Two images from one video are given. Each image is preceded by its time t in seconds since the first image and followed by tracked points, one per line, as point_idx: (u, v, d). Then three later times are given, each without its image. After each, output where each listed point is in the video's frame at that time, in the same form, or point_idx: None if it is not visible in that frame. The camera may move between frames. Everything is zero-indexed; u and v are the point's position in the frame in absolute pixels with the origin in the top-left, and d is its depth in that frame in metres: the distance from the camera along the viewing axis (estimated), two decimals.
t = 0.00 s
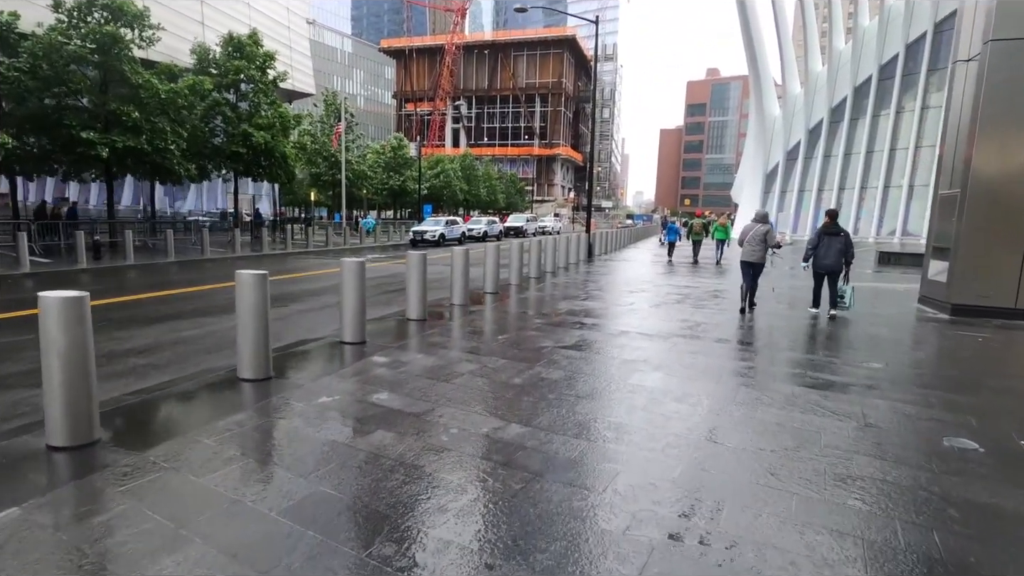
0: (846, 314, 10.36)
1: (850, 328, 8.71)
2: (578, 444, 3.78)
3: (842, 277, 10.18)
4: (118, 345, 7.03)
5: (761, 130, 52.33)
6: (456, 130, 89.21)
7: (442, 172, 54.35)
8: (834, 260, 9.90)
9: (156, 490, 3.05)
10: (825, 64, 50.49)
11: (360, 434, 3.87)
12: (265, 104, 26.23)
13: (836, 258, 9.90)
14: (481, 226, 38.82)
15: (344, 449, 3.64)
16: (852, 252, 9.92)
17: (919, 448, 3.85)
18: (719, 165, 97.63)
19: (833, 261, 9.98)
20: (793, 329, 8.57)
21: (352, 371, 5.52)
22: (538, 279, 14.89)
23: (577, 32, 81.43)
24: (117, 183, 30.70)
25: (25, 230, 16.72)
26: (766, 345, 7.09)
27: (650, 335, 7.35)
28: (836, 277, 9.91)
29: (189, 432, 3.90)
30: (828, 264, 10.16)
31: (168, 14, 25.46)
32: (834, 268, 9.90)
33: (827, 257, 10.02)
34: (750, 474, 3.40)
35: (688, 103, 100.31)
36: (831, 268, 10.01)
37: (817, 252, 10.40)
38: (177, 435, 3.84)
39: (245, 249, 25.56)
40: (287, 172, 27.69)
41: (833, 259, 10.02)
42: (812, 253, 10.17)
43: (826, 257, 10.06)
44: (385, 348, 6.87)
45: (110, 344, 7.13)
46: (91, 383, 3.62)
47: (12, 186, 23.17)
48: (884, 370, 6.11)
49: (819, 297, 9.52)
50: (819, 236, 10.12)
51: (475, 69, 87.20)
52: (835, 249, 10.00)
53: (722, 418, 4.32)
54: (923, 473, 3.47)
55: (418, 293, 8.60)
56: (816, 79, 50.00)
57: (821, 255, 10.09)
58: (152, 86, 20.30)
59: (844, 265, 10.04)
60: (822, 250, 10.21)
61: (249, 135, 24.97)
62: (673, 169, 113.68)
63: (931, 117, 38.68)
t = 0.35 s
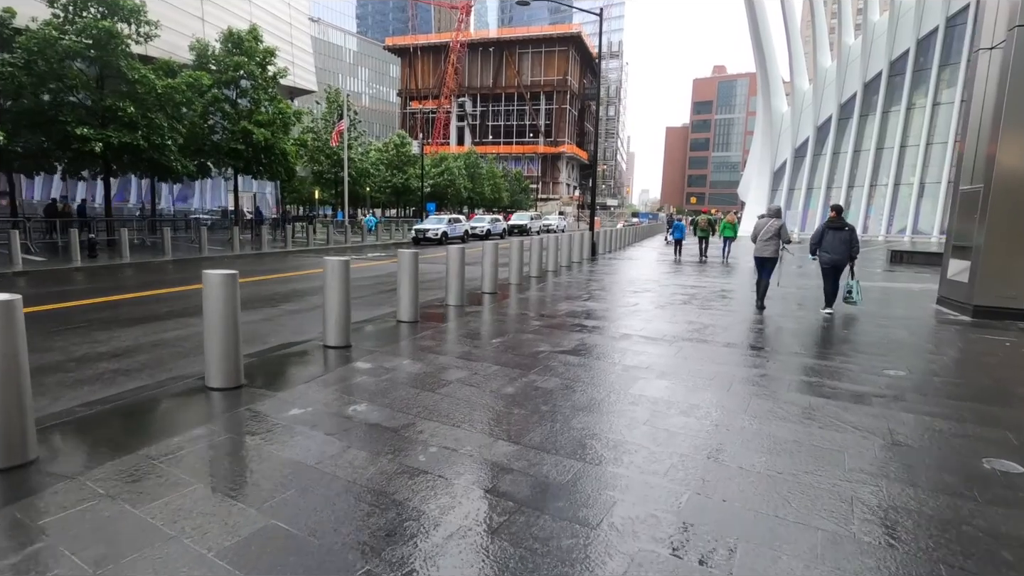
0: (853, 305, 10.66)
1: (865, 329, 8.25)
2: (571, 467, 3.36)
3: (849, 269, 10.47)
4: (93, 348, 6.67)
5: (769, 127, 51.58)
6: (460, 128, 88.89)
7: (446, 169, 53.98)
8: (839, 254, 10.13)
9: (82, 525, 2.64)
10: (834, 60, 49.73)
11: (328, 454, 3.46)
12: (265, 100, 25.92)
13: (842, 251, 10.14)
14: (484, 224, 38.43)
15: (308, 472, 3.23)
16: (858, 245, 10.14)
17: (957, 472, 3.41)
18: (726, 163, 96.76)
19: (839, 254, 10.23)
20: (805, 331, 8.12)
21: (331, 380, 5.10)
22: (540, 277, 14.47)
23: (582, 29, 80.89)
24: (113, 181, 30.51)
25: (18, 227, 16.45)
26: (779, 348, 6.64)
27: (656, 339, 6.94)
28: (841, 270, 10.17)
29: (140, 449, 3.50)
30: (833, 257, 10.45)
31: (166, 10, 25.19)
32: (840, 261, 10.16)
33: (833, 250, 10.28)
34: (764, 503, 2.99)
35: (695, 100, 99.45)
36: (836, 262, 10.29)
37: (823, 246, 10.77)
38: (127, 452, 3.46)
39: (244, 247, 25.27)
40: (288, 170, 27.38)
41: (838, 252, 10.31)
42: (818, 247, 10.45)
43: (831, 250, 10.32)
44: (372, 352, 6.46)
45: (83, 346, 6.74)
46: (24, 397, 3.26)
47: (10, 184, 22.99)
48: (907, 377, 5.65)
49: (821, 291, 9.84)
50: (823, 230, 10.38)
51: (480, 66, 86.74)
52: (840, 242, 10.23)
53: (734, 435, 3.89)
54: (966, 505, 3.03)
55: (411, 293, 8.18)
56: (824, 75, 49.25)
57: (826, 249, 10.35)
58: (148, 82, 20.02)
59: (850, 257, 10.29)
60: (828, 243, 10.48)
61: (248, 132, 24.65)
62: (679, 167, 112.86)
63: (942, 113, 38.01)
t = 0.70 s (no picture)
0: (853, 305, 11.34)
1: (875, 333, 7.86)
2: (559, 497, 3.03)
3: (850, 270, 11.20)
4: (64, 355, 6.33)
5: (773, 125, 51.04)
6: (463, 126, 88.50)
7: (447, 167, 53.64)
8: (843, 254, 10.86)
9: None
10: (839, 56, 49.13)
11: (288, 484, 3.08)
12: (263, 98, 25.64)
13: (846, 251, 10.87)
14: (485, 222, 38.07)
15: (261, 506, 2.88)
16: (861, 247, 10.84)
17: (992, 506, 3.03)
18: (729, 161, 96.12)
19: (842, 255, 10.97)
20: (815, 334, 7.71)
21: (304, 392, 4.70)
22: (538, 278, 14.14)
23: (585, 27, 80.41)
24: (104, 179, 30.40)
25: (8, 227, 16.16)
26: (787, 355, 6.26)
27: (658, 345, 6.58)
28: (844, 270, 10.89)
29: (79, 478, 3.15)
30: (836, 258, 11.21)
31: (163, 6, 24.91)
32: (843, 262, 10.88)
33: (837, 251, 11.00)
34: (772, 545, 2.64)
35: (698, 98, 98.78)
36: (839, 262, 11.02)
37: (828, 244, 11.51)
38: (64, 482, 3.10)
39: (242, 246, 24.99)
40: (286, 168, 27.05)
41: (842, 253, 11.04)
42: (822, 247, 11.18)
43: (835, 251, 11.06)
44: (356, 359, 6.10)
45: (52, 353, 6.39)
46: None
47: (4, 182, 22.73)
48: (927, 386, 5.25)
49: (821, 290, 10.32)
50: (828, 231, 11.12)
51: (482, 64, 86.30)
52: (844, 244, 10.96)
53: (740, 460, 3.54)
54: (1005, 547, 2.66)
55: (400, 296, 7.82)
56: (829, 72, 48.68)
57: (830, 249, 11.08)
58: (142, 78, 19.71)
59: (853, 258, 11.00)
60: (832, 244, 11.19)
61: (246, 129, 24.30)
62: (682, 165, 112.28)
63: (950, 110, 37.49)
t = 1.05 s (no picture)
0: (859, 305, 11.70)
1: (892, 337, 7.39)
2: (548, 534, 2.63)
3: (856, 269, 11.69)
4: (25, 361, 5.92)
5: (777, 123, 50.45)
6: (465, 124, 88.10)
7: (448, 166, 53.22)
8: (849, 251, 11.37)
9: None
10: (845, 53, 48.51)
11: (236, 522, 2.65)
12: (259, 94, 25.29)
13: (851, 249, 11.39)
14: (486, 221, 37.60)
15: (196, 552, 2.44)
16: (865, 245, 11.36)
17: None
18: (732, 159, 95.43)
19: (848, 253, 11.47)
20: (829, 337, 7.26)
21: (273, 405, 4.25)
22: (538, 278, 13.71)
23: (588, 24, 79.88)
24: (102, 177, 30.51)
25: None
26: (802, 362, 5.82)
27: (663, 352, 6.14)
28: (849, 267, 11.35)
29: None
30: (842, 256, 11.72)
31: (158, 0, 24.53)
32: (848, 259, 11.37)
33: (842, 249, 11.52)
34: None
35: (701, 96, 98.10)
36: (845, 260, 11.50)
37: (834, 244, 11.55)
38: None
39: (238, 244, 24.62)
40: (284, 165, 26.64)
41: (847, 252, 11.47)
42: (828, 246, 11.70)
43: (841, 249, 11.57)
44: (336, 365, 5.65)
45: (15, 358, 6.01)
46: None
47: None
48: (958, 398, 4.78)
49: (829, 288, 10.51)
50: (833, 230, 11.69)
51: (484, 62, 85.81)
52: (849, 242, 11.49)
53: (757, 489, 3.11)
54: None
55: (389, 297, 7.37)
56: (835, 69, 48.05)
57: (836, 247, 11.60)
58: (134, 73, 19.33)
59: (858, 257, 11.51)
60: (837, 243, 11.73)
61: (242, 126, 23.89)
62: (686, 164, 111.65)
63: (957, 107, 36.95)
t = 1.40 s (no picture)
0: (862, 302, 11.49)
1: (902, 341, 6.97)
2: None
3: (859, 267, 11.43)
4: None
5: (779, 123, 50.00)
6: (466, 124, 87.80)
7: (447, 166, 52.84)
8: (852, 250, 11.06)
9: None
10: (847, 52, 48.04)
11: None
12: (254, 92, 24.94)
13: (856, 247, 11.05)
14: (485, 220, 37.21)
15: None
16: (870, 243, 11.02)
17: None
18: (733, 159, 95.00)
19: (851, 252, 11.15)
20: (836, 344, 6.86)
21: (231, 425, 3.84)
22: (534, 280, 13.32)
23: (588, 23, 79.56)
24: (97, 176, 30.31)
25: None
26: (808, 373, 5.43)
27: (660, 362, 5.75)
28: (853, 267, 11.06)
29: None
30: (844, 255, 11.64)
31: None
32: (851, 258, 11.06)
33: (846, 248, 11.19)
34: None
35: (703, 96, 97.70)
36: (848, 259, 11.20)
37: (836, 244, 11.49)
38: None
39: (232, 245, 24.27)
40: (279, 164, 26.24)
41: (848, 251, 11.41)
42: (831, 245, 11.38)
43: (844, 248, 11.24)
44: (311, 375, 5.26)
45: None
46: None
47: None
48: (982, 416, 4.37)
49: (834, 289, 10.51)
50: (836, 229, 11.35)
51: (484, 61, 85.38)
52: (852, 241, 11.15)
53: (766, 529, 2.73)
54: None
55: (373, 302, 6.91)
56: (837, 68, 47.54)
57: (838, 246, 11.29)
58: (125, 70, 19.00)
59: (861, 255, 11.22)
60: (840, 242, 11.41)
61: (236, 124, 23.50)
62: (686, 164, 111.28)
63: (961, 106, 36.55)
